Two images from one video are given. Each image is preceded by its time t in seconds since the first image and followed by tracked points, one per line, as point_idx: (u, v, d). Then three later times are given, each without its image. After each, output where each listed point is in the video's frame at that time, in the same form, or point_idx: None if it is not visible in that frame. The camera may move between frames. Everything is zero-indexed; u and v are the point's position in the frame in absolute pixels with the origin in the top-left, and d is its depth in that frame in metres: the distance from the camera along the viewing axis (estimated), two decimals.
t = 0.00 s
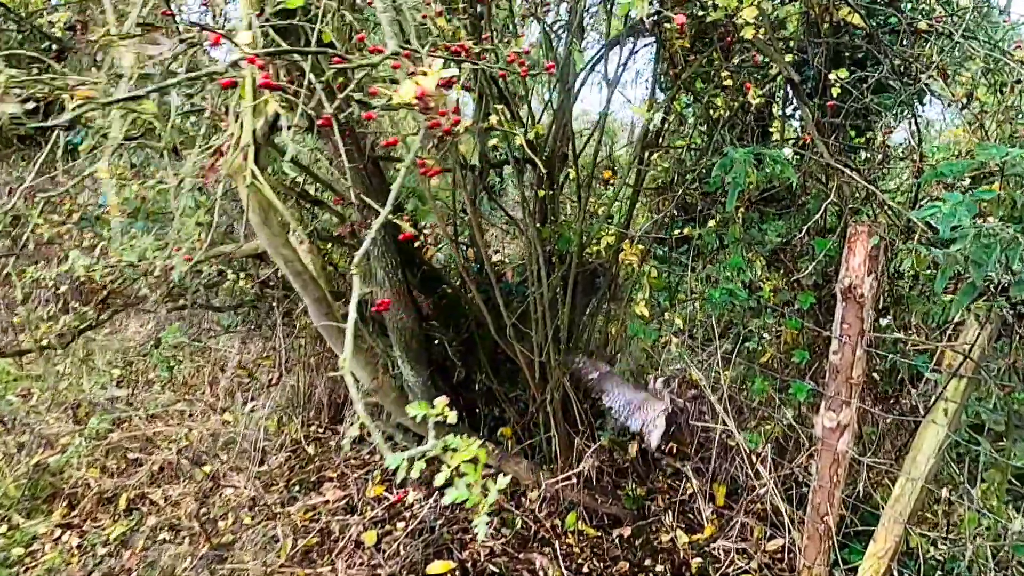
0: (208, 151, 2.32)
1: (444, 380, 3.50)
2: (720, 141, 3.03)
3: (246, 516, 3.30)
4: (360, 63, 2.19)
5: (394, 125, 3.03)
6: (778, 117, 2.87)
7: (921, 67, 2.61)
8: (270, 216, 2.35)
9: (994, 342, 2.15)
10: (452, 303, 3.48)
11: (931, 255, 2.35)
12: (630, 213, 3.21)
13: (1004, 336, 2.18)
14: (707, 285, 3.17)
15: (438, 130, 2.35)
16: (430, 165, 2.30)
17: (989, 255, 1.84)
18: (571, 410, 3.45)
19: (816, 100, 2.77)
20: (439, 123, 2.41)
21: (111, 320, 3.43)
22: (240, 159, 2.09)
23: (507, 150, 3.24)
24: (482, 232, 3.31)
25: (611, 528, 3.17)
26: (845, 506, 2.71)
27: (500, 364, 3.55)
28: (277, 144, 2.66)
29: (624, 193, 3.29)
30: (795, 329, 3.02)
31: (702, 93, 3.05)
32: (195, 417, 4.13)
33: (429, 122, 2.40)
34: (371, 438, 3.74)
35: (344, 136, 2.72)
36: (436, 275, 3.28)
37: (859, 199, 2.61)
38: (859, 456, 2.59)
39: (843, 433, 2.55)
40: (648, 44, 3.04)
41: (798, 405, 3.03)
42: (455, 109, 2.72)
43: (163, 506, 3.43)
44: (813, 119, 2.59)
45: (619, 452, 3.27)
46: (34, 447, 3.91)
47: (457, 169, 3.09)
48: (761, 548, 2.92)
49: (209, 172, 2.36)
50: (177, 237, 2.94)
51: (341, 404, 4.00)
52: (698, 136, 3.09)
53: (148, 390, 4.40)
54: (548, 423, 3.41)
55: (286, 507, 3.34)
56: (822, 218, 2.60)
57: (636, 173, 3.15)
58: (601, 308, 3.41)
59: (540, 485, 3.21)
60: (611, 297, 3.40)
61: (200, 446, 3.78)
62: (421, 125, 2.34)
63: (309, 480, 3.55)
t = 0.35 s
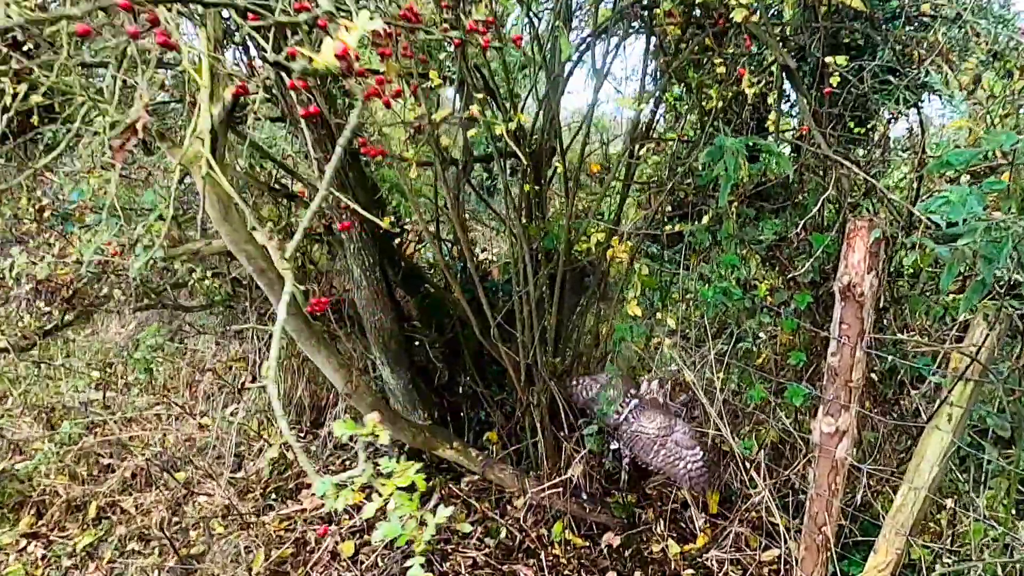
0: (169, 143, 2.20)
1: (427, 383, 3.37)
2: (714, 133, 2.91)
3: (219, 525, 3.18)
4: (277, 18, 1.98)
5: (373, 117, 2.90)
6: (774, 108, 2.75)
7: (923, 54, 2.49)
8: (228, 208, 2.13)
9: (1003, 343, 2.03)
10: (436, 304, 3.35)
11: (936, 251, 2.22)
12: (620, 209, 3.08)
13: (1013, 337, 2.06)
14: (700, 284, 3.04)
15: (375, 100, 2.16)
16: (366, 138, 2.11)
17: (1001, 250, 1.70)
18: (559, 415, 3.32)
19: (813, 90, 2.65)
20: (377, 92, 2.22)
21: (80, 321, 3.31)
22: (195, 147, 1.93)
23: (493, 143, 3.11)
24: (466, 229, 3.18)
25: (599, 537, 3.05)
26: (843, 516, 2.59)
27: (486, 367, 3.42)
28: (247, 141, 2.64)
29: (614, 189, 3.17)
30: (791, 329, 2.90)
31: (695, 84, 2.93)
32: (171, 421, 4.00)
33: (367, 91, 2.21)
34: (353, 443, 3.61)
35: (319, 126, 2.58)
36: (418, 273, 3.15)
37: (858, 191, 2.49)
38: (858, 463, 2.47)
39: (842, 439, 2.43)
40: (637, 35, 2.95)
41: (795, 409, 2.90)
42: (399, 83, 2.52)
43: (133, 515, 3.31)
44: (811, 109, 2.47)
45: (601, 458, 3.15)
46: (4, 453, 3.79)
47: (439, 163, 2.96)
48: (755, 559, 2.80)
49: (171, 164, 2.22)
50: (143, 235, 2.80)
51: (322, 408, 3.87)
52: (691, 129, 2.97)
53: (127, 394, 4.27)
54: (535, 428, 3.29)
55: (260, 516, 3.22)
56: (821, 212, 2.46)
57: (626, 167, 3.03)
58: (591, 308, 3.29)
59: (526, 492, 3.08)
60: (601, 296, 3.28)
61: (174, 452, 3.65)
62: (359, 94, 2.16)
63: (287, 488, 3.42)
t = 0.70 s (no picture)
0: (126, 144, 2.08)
1: (410, 390, 3.27)
2: (704, 131, 2.80)
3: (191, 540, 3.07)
4: None
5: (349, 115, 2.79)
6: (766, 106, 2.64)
7: (920, 49, 2.38)
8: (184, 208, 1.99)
9: (1007, 353, 1.92)
10: (419, 309, 3.24)
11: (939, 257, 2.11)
12: (607, 211, 2.97)
13: (1016, 346, 1.95)
14: (690, 289, 2.93)
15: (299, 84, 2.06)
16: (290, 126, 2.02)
17: (1005, 255, 1.59)
18: (545, 423, 3.22)
19: (807, 88, 2.54)
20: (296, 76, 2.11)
21: (51, 327, 3.21)
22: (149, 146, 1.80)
23: (475, 142, 2.99)
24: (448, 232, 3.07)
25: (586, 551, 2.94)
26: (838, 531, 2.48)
27: (470, 374, 3.31)
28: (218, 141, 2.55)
29: (601, 190, 3.06)
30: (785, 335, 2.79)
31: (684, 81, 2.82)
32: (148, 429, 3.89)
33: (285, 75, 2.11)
34: (333, 451, 3.50)
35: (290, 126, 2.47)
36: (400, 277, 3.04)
37: (855, 192, 2.38)
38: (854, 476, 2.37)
39: (836, 451, 2.34)
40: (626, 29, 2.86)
41: (789, 420, 2.78)
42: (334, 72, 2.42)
43: (104, 528, 3.20)
44: (804, 105, 2.36)
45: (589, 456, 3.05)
46: None
47: (419, 164, 2.85)
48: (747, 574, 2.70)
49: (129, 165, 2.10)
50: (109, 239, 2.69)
51: (304, 415, 3.76)
52: (680, 127, 2.86)
53: (105, 400, 4.16)
54: (521, 437, 3.18)
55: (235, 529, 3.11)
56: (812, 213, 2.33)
57: (614, 167, 2.91)
58: (578, 313, 3.17)
59: (510, 505, 2.98)
60: (588, 301, 3.16)
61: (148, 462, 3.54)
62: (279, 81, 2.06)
63: (263, 499, 3.31)
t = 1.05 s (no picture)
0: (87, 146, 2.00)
1: (394, 397, 3.19)
2: (693, 132, 2.71)
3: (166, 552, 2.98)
4: None
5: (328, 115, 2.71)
6: (758, 105, 2.55)
7: (917, 47, 2.29)
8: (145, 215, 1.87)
9: (1007, 364, 1.83)
10: (405, 314, 3.16)
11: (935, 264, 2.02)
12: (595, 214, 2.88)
13: (1017, 357, 1.87)
14: (680, 294, 2.85)
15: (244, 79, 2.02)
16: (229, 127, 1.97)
17: (1007, 262, 1.52)
18: (532, 432, 3.13)
19: (800, 87, 2.46)
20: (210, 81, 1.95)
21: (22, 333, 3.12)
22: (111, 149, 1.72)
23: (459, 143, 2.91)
24: (432, 235, 2.99)
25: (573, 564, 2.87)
26: (832, 545, 2.40)
27: (457, 381, 3.24)
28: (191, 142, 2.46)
29: (589, 192, 2.97)
30: (778, 343, 2.70)
31: (674, 80, 2.73)
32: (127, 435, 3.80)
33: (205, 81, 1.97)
34: (316, 460, 3.42)
35: (264, 127, 2.39)
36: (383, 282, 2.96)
37: (851, 195, 2.29)
38: (848, 490, 2.29)
39: (830, 463, 2.26)
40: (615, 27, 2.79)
41: (782, 430, 2.69)
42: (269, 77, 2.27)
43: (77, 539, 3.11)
44: (796, 105, 2.27)
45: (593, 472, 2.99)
46: None
47: (399, 165, 2.76)
48: None
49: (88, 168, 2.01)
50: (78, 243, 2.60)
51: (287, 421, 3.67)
52: (669, 129, 2.77)
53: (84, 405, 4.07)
54: (507, 447, 3.09)
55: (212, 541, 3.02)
56: (802, 218, 2.24)
57: (602, 169, 2.83)
58: (566, 318, 3.09)
59: (496, 517, 2.90)
60: (576, 306, 3.07)
61: (126, 470, 3.45)
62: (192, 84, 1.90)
63: (243, 509, 3.22)
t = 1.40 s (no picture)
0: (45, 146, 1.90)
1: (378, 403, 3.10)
2: (684, 131, 2.62)
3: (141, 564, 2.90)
4: None
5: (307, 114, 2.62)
6: (751, 102, 2.46)
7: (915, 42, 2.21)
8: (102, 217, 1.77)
9: (1009, 374, 1.75)
10: (388, 318, 3.08)
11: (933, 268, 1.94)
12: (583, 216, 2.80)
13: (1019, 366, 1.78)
14: (670, 298, 2.76)
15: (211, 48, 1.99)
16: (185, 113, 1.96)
17: (1009, 267, 1.41)
18: (520, 439, 3.05)
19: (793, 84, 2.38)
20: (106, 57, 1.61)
21: None
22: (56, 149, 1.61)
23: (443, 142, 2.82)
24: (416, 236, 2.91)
25: None
26: (827, 558, 2.32)
27: (443, 386, 3.16)
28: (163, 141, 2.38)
29: (578, 193, 2.88)
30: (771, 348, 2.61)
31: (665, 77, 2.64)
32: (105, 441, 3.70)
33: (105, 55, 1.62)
34: (299, 467, 3.33)
35: (237, 126, 2.30)
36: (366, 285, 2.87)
37: (846, 196, 2.21)
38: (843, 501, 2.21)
39: (824, 474, 2.18)
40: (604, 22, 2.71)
41: (774, 438, 2.61)
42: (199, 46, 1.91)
43: (50, 551, 3.02)
44: (789, 102, 2.18)
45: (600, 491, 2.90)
46: None
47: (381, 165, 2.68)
48: None
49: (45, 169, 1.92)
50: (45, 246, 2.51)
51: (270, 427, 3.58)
52: (660, 127, 2.69)
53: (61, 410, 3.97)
54: (494, 455, 3.01)
55: (190, 553, 2.94)
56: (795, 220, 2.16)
57: (590, 169, 2.75)
58: (554, 323, 3.00)
59: (482, 527, 2.82)
60: (565, 310, 2.99)
61: (102, 479, 3.35)
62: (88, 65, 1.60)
63: (222, 519, 3.13)
